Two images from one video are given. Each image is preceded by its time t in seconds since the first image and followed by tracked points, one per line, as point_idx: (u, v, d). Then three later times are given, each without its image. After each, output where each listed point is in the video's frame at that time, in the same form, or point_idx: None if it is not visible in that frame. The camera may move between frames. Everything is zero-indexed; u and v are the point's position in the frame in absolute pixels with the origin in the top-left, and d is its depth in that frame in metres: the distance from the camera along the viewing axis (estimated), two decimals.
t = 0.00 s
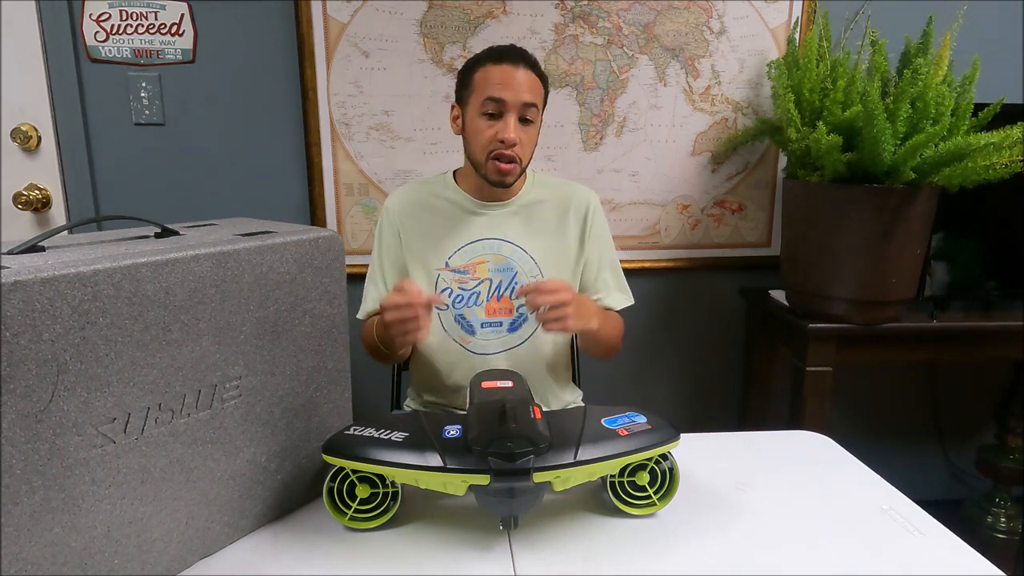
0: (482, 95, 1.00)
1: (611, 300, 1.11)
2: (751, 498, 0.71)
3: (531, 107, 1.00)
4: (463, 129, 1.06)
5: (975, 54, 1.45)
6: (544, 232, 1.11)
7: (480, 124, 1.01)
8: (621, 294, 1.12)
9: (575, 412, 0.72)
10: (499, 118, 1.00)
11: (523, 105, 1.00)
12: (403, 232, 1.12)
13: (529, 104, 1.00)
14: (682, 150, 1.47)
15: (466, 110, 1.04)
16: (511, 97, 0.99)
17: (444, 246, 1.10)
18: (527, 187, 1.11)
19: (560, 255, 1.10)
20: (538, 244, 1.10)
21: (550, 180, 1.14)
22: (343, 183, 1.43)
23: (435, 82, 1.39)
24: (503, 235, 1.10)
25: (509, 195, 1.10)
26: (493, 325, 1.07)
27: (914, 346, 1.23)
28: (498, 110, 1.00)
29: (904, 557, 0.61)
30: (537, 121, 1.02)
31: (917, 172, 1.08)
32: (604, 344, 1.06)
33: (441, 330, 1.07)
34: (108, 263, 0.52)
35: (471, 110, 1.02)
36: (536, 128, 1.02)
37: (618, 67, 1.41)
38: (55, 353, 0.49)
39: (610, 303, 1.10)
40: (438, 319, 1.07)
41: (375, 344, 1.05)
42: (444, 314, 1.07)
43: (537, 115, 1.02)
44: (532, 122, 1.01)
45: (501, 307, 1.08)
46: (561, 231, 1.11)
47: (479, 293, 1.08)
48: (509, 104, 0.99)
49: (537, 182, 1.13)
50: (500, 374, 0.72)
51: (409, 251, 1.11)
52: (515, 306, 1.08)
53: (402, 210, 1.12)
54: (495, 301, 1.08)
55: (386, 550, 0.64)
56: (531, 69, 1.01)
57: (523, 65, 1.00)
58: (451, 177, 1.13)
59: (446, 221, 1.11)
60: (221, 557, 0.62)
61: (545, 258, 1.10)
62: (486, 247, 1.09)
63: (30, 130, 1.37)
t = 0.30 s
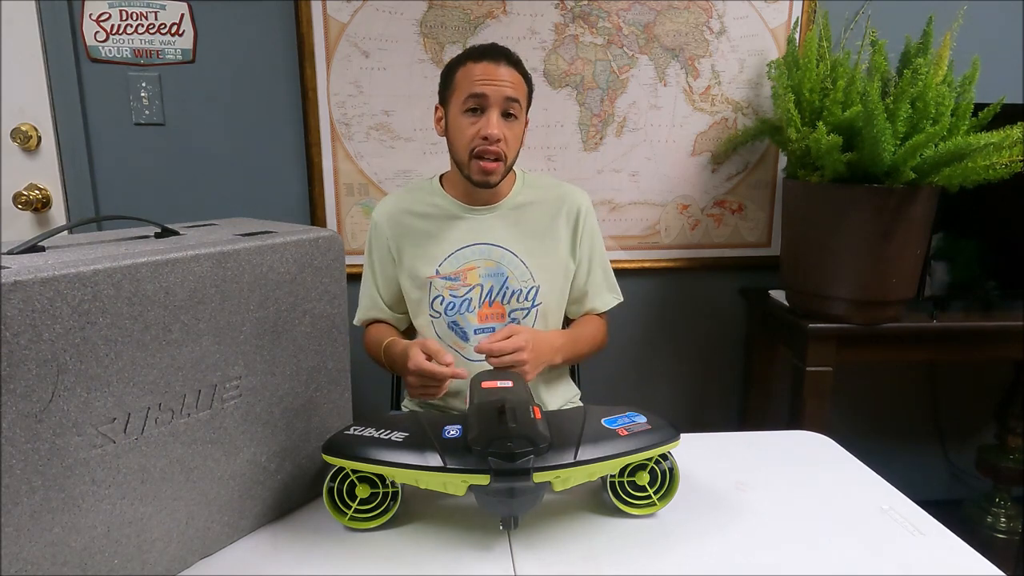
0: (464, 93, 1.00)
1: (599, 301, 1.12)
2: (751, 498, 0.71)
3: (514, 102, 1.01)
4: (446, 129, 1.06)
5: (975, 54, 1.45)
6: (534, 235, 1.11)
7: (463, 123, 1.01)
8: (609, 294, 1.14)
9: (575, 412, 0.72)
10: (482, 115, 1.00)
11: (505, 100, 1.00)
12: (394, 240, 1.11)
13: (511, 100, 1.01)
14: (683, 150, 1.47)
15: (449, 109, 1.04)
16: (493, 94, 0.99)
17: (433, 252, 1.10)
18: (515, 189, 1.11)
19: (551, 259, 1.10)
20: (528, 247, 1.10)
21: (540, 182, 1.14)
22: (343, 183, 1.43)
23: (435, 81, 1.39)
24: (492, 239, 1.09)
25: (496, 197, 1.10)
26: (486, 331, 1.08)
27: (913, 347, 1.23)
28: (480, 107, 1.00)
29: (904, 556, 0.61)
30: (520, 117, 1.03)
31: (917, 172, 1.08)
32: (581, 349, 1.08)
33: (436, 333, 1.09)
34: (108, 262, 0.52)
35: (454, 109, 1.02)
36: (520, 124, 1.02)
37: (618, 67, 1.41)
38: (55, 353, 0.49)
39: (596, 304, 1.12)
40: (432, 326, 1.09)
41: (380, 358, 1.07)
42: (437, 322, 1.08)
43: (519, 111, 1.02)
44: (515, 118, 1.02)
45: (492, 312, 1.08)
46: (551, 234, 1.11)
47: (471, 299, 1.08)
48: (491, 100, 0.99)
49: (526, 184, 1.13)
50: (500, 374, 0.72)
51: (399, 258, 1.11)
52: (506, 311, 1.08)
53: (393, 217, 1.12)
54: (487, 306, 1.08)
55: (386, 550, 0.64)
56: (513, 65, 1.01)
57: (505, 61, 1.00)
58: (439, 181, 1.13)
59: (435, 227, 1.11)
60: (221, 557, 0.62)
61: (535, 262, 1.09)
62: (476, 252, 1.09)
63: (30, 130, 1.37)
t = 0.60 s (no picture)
0: (458, 91, 1.01)
1: (607, 301, 1.12)
2: (751, 498, 0.71)
3: (507, 92, 1.01)
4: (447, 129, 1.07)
5: (975, 54, 1.45)
6: (542, 234, 1.10)
7: (461, 120, 1.02)
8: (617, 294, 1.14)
9: (575, 412, 0.72)
10: (479, 108, 1.01)
11: (498, 91, 1.01)
12: (398, 240, 1.12)
13: (504, 89, 1.01)
14: (683, 150, 1.47)
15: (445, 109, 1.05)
16: (485, 87, 1.00)
17: (438, 250, 1.10)
18: (521, 188, 1.11)
19: (559, 257, 1.10)
20: (536, 246, 1.09)
21: (546, 181, 1.14)
22: (343, 183, 1.43)
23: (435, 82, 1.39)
24: (499, 237, 1.09)
25: (506, 190, 1.10)
26: (496, 329, 1.08)
27: (914, 347, 1.23)
28: (476, 102, 1.01)
29: (904, 556, 0.61)
30: (517, 103, 1.03)
31: (917, 172, 1.08)
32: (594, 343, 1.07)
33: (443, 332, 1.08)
34: (108, 263, 0.52)
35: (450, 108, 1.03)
36: (518, 110, 1.02)
37: (618, 67, 1.41)
38: (55, 353, 0.49)
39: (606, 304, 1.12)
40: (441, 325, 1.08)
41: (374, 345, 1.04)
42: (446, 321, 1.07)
43: (515, 98, 1.02)
44: (512, 105, 1.02)
45: (501, 310, 1.07)
46: (559, 233, 1.11)
47: (479, 297, 1.08)
48: (484, 92, 1.00)
49: (533, 183, 1.12)
50: (500, 374, 0.72)
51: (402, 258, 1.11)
52: (514, 309, 1.08)
53: (397, 217, 1.12)
54: (496, 304, 1.08)
55: (386, 550, 0.64)
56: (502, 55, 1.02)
57: (493, 53, 1.01)
58: (444, 181, 1.13)
59: (441, 226, 1.11)
60: (221, 558, 0.62)
61: (543, 260, 1.09)
62: (484, 250, 1.09)
63: (30, 130, 1.37)
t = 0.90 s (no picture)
0: (453, 104, 1.00)
1: (607, 308, 1.11)
2: (751, 498, 0.71)
3: (499, 109, 0.99)
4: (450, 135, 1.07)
5: (975, 54, 1.45)
6: (548, 235, 1.10)
7: (458, 132, 1.01)
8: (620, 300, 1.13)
9: (574, 412, 0.72)
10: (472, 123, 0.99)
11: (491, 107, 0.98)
12: (408, 235, 1.12)
13: (496, 105, 0.98)
14: (682, 150, 1.47)
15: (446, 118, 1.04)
16: (477, 103, 0.98)
17: (446, 248, 1.10)
18: (528, 189, 1.11)
19: (563, 259, 1.10)
20: (542, 246, 1.09)
21: (554, 183, 1.14)
22: (343, 183, 1.43)
23: (435, 81, 1.39)
24: (505, 236, 1.10)
25: (513, 191, 1.10)
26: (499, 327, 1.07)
27: (914, 347, 1.23)
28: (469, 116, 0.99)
29: (904, 556, 0.61)
30: (513, 117, 1.00)
31: (917, 172, 1.08)
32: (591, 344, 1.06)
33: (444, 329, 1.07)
34: (108, 263, 0.52)
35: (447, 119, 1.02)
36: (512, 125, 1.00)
37: (619, 67, 1.41)
38: (55, 353, 0.49)
39: (604, 309, 1.11)
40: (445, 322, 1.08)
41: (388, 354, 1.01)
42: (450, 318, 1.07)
43: (510, 113, 1.00)
44: (506, 120, 1.00)
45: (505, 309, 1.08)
46: (565, 235, 1.11)
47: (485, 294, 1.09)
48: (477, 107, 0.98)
49: (541, 185, 1.12)
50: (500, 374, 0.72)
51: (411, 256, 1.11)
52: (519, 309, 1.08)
53: (406, 212, 1.12)
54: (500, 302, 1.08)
55: (386, 550, 0.64)
56: (499, 68, 0.99)
57: (488, 66, 0.98)
58: (453, 178, 1.13)
59: (449, 223, 1.11)
60: (221, 558, 0.62)
61: (548, 260, 1.09)
62: (491, 248, 1.09)
63: (30, 130, 1.37)
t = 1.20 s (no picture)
0: (473, 95, 1.00)
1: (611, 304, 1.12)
2: (751, 498, 0.71)
3: (519, 104, 1.00)
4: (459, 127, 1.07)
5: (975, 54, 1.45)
6: (548, 235, 1.10)
7: (473, 123, 1.01)
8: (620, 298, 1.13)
9: (575, 412, 0.72)
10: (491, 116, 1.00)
11: (513, 103, 0.99)
12: (407, 236, 1.11)
13: (517, 100, 0.99)
14: (682, 150, 1.47)
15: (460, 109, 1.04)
16: (498, 95, 0.99)
17: (444, 248, 1.09)
18: (528, 188, 1.11)
19: (563, 258, 1.10)
20: (541, 246, 1.09)
21: (553, 184, 1.14)
22: (343, 183, 1.43)
23: (435, 81, 1.39)
24: (504, 236, 1.09)
25: (514, 190, 1.10)
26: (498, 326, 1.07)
27: (914, 347, 1.23)
28: (489, 109, 1.00)
29: (904, 556, 0.61)
30: (530, 117, 1.02)
31: (917, 172, 1.08)
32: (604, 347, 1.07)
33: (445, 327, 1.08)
34: (108, 263, 0.52)
35: (463, 109, 1.02)
36: (529, 125, 1.02)
37: (618, 67, 1.41)
38: (55, 353, 0.49)
39: (612, 305, 1.12)
40: (444, 322, 1.07)
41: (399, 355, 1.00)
42: (450, 318, 1.07)
43: (529, 113, 1.01)
44: (524, 119, 1.01)
45: (505, 309, 1.08)
46: (565, 235, 1.11)
47: (484, 294, 1.08)
48: (499, 101, 0.99)
49: (540, 185, 1.13)
50: (501, 374, 0.72)
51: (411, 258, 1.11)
52: (518, 308, 1.08)
53: (406, 213, 1.12)
54: (499, 302, 1.08)
55: (386, 550, 0.64)
56: (523, 66, 1.00)
57: (516, 62, 1.00)
58: (452, 179, 1.13)
59: (448, 223, 1.10)
60: (221, 558, 0.62)
61: (547, 260, 1.09)
62: (490, 248, 1.09)
63: (30, 130, 1.37)
